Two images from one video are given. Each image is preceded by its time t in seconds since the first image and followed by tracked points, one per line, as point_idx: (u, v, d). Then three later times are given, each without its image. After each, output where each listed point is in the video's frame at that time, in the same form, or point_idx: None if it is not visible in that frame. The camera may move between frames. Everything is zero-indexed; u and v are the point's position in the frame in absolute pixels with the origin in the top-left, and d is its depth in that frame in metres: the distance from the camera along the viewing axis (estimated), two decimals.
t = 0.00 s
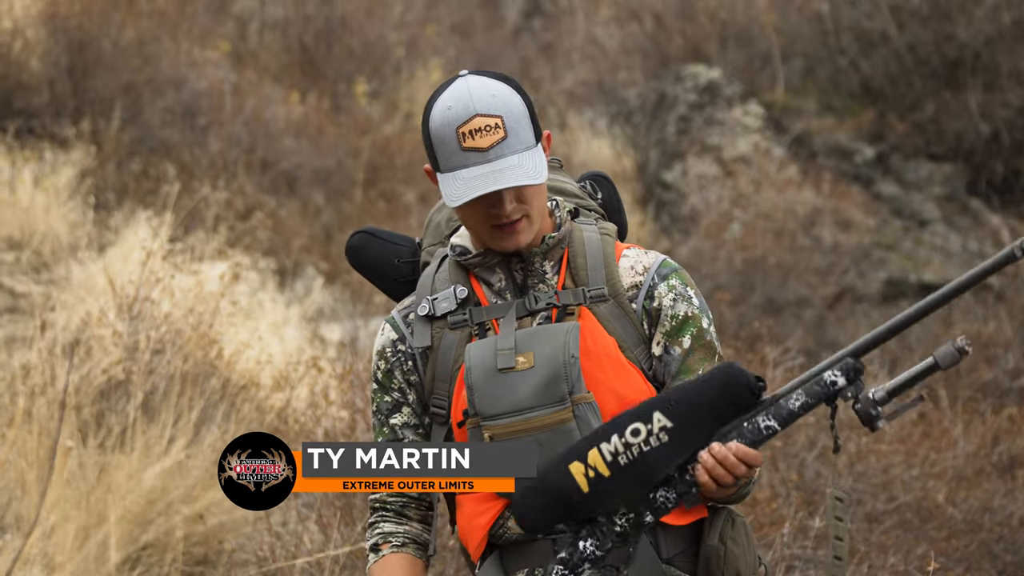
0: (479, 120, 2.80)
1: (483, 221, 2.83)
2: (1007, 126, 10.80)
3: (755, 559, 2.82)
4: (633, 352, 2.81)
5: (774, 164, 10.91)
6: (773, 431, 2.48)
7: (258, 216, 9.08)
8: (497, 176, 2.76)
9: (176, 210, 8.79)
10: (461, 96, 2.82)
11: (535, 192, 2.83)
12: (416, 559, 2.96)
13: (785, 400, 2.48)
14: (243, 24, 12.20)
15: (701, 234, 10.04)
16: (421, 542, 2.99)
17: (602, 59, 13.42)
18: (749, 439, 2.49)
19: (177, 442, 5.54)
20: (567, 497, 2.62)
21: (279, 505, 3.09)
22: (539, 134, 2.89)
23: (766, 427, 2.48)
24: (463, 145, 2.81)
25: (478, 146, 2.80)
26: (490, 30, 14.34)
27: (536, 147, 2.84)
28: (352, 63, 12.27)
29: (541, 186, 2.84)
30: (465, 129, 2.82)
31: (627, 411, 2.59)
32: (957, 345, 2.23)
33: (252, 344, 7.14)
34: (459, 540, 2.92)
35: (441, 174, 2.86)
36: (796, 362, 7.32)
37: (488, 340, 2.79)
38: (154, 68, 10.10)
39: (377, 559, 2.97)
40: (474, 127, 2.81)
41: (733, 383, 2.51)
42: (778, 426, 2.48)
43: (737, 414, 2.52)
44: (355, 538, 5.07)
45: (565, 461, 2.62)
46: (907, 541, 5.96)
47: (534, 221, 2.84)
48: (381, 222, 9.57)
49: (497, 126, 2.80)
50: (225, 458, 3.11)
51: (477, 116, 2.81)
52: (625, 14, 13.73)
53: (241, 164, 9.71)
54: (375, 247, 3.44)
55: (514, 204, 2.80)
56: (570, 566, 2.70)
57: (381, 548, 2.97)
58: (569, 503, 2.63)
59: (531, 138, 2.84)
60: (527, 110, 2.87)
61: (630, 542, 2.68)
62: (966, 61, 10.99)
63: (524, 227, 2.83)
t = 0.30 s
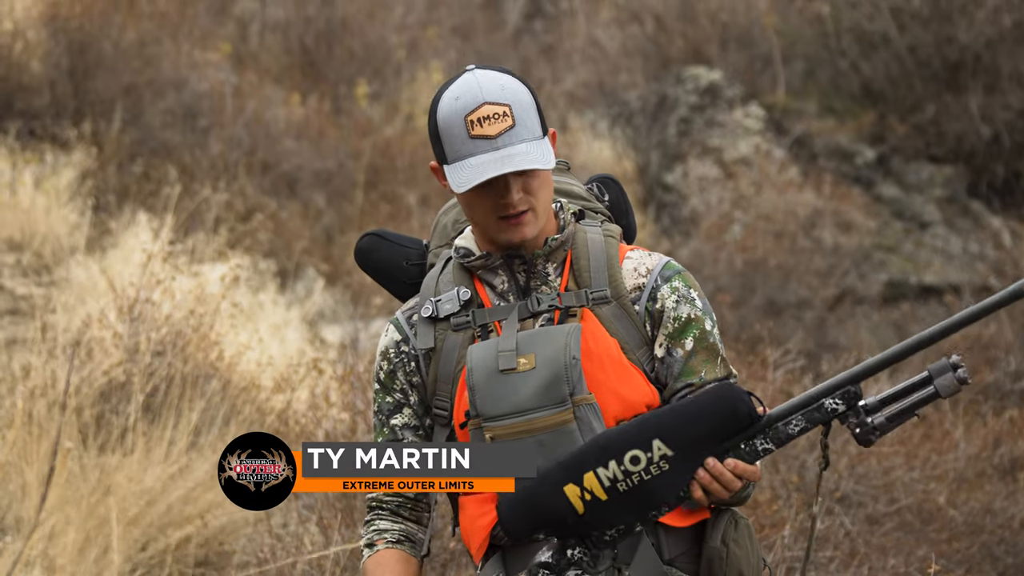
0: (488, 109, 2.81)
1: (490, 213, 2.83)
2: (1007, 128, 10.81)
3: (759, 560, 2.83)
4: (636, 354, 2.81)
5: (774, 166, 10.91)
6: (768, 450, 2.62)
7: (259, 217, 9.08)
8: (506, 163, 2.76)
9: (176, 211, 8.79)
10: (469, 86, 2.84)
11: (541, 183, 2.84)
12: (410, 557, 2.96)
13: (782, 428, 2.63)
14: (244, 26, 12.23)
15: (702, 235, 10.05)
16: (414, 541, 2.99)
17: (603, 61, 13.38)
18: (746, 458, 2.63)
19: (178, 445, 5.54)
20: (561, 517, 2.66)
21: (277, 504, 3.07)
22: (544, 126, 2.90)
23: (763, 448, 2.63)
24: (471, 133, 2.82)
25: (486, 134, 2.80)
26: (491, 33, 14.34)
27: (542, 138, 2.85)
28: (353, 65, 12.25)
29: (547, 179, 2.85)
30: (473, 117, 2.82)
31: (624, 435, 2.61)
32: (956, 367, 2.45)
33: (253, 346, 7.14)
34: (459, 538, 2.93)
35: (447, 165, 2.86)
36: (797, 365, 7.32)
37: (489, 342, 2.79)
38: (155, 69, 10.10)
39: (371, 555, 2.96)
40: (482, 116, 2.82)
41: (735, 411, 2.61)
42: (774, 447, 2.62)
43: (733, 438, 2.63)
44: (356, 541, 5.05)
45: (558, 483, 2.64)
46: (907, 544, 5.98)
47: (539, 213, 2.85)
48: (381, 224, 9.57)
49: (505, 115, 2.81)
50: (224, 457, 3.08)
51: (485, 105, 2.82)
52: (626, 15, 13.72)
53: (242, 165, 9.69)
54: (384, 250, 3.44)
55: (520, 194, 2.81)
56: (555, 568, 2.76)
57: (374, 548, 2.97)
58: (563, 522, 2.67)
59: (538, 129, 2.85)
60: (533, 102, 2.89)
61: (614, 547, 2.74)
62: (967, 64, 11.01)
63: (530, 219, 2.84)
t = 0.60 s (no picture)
0: (491, 91, 2.83)
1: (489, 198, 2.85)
2: (1008, 130, 10.76)
3: (759, 562, 2.84)
4: (636, 358, 2.83)
5: (775, 168, 10.91)
6: (760, 440, 2.63)
7: (259, 219, 9.07)
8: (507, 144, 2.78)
9: (177, 213, 8.79)
10: (476, 71, 2.88)
11: (543, 174, 2.86)
12: (410, 552, 2.97)
13: (771, 414, 2.63)
14: (245, 28, 12.23)
15: (703, 238, 10.04)
16: (415, 537, 2.99)
17: (603, 63, 13.34)
18: (738, 448, 2.63)
19: (178, 447, 5.55)
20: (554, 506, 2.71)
21: (280, 503, 3.10)
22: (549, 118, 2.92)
23: (754, 437, 2.63)
24: (473, 114, 2.83)
25: (488, 114, 2.81)
26: (492, 35, 14.33)
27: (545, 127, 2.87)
28: (354, 68, 12.24)
29: (548, 170, 2.87)
30: (476, 98, 2.84)
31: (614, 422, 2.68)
32: (945, 356, 2.41)
33: (254, 348, 7.14)
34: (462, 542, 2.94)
35: (450, 148, 2.88)
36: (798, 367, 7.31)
37: (490, 346, 2.81)
38: (156, 71, 10.10)
39: (369, 544, 2.97)
40: (485, 98, 2.84)
41: (724, 398, 2.63)
42: (765, 436, 2.63)
43: (722, 426, 2.65)
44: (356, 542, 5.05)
45: (550, 471, 2.71)
46: (909, 546, 5.98)
47: (539, 203, 2.86)
48: (382, 226, 9.56)
49: (508, 97, 2.83)
50: (225, 454, 3.12)
51: (489, 88, 2.84)
52: (626, 18, 13.72)
53: (243, 167, 9.67)
54: (384, 251, 3.51)
55: (521, 180, 2.83)
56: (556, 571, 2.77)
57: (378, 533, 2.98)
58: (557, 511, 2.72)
59: (542, 118, 2.87)
60: (539, 92, 2.91)
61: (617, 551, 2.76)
62: (967, 66, 11.00)
63: (529, 208, 2.86)
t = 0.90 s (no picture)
0: (500, 71, 3.02)
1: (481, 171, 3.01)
2: (1009, 132, 10.78)
3: (757, 563, 2.95)
4: (632, 360, 2.94)
5: (776, 170, 10.92)
6: (743, 437, 2.69)
7: (260, 221, 9.06)
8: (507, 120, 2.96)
9: (178, 215, 8.79)
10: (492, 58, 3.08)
11: (536, 162, 3.03)
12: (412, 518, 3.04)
13: (754, 409, 2.71)
14: (246, 30, 12.22)
15: (704, 239, 10.04)
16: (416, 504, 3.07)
17: (604, 65, 13.32)
18: (720, 443, 2.70)
19: (180, 450, 5.55)
20: (540, 502, 2.79)
21: (284, 500, 2.99)
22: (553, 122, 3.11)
23: (738, 433, 2.70)
24: (480, 90, 3.02)
25: (494, 91, 3.00)
26: (492, 36, 14.33)
27: (547, 122, 3.05)
28: (354, 70, 12.23)
29: (542, 160, 3.04)
30: (486, 77, 3.03)
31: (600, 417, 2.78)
32: (925, 348, 2.58)
33: (255, 351, 7.13)
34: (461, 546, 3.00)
35: (454, 122, 3.07)
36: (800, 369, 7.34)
37: (487, 350, 2.90)
38: (156, 73, 10.11)
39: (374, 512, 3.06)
40: (495, 78, 3.03)
41: (705, 387, 2.73)
42: (748, 433, 2.69)
43: (705, 424, 2.75)
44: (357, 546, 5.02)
45: (538, 469, 2.80)
46: (910, 548, 5.99)
47: (528, 189, 3.01)
48: (383, 228, 9.56)
49: (516, 81, 3.02)
50: (227, 452, 2.99)
51: (500, 70, 3.03)
52: (627, 20, 13.72)
53: (244, 169, 9.65)
54: (379, 253, 3.69)
55: (513, 162, 3.00)
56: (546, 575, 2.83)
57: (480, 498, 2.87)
58: (543, 509, 2.79)
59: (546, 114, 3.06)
60: (551, 92, 3.10)
61: (600, 552, 2.83)
62: (967, 68, 11.06)
63: (518, 190, 3.01)
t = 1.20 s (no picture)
0: (508, 70, 3.02)
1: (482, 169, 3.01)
2: (1010, 133, 10.76)
3: (754, 565, 2.95)
4: (630, 364, 2.95)
5: (777, 172, 10.92)
6: (740, 441, 2.69)
7: (261, 222, 9.06)
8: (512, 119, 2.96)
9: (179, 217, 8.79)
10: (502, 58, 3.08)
11: (537, 163, 3.02)
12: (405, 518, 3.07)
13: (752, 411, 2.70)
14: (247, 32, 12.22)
15: (704, 240, 10.02)
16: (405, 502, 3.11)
17: (605, 66, 13.31)
18: (717, 447, 2.69)
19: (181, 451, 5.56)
20: (541, 510, 2.81)
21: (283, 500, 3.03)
22: (558, 124, 3.10)
23: (734, 435, 2.69)
24: (486, 88, 3.02)
25: (501, 90, 3.00)
26: (493, 38, 14.34)
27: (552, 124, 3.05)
28: (355, 72, 12.22)
29: (544, 162, 3.03)
30: (494, 76, 3.03)
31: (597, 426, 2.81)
32: (920, 345, 2.57)
33: (255, 352, 7.14)
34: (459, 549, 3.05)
35: (459, 119, 3.07)
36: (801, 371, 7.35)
37: (486, 354, 2.90)
38: (157, 75, 10.12)
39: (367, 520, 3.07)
40: (503, 78, 3.03)
41: (701, 391, 2.75)
42: (745, 435, 2.69)
43: (701, 428, 2.75)
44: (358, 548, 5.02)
45: (539, 478, 2.83)
46: (911, 550, 5.99)
47: (528, 189, 3.01)
48: (384, 230, 9.56)
49: (524, 82, 3.01)
50: (227, 452, 3.01)
51: (508, 70, 3.03)
52: (628, 21, 13.71)
53: (245, 171, 9.65)
54: (367, 253, 3.73)
55: (515, 161, 2.99)
56: None
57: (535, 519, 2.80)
58: (543, 517, 2.81)
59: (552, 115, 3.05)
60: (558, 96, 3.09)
61: (600, 561, 2.80)
62: (969, 70, 11.01)
63: (517, 189, 3.00)
